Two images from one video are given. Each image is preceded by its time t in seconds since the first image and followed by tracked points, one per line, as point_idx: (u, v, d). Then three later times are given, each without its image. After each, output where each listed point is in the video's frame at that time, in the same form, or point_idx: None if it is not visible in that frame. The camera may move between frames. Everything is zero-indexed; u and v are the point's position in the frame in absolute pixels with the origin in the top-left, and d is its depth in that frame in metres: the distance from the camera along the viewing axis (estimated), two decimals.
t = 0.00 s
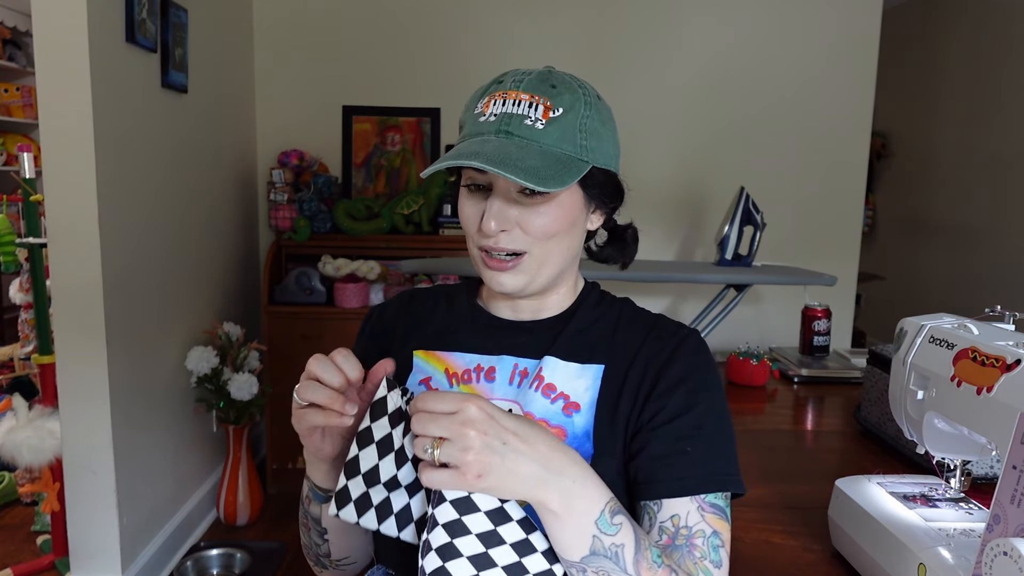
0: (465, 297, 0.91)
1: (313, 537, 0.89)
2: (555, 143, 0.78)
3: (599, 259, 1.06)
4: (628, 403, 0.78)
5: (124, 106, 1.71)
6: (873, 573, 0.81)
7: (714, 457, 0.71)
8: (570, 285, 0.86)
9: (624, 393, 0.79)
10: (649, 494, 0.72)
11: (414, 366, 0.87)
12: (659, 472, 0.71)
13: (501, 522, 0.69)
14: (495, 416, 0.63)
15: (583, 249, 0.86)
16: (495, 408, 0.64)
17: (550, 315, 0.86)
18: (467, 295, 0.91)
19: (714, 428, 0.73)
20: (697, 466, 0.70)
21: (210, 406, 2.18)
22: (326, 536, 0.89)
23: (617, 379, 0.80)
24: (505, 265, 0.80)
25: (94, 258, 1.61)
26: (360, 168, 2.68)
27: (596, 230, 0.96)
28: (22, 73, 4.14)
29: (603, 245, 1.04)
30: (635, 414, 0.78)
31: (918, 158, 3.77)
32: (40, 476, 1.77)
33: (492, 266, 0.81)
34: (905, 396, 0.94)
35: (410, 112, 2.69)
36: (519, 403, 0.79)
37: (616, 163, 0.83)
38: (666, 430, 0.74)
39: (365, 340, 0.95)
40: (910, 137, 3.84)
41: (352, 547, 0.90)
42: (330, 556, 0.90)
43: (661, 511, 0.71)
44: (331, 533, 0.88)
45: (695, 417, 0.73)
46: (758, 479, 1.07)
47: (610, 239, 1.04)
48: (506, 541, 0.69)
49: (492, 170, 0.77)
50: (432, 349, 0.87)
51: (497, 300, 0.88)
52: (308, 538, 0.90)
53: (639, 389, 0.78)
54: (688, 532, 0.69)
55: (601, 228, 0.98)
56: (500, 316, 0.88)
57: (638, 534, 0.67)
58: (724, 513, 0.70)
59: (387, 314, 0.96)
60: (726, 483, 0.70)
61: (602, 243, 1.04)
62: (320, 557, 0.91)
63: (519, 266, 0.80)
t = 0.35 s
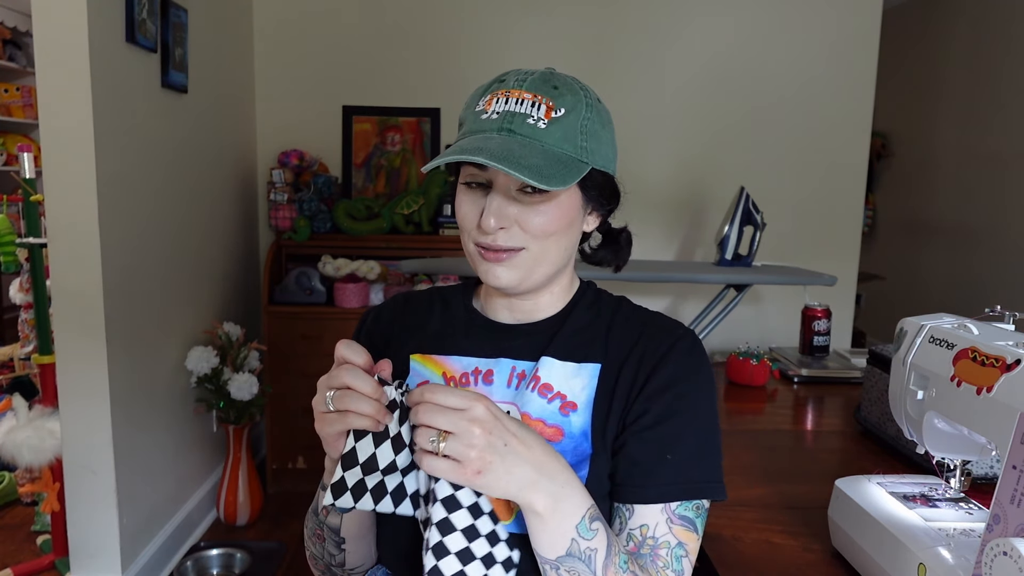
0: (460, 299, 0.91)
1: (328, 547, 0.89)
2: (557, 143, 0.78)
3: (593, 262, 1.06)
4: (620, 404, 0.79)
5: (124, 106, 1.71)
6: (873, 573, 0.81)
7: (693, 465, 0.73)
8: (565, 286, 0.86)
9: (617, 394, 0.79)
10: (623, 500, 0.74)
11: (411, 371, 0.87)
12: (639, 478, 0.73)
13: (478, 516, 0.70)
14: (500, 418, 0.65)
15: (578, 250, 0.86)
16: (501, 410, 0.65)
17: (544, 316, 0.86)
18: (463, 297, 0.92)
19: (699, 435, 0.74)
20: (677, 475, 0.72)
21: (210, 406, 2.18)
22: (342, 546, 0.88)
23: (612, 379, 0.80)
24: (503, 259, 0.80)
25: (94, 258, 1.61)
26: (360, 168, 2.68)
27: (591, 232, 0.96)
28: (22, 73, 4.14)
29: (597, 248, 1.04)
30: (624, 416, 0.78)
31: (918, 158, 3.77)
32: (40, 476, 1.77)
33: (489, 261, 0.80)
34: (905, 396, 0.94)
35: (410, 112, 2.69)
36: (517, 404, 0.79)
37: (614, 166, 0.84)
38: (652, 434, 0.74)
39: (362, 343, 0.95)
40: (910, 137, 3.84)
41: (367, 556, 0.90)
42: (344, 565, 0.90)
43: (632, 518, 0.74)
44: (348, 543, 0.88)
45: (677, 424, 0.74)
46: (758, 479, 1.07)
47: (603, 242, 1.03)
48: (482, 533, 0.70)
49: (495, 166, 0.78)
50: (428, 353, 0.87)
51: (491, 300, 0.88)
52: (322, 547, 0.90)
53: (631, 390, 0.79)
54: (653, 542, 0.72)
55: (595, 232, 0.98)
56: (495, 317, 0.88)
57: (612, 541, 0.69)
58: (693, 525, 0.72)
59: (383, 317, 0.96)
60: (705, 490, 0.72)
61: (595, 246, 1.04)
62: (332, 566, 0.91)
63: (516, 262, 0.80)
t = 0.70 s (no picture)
0: (460, 298, 0.91)
1: (321, 534, 0.89)
2: (564, 133, 0.79)
3: (593, 257, 1.05)
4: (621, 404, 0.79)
5: (123, 106, 1.71)
6: (873, 573, 0.80)
7: (693, 469, 0.74)
8: (568, 283, 0.86)
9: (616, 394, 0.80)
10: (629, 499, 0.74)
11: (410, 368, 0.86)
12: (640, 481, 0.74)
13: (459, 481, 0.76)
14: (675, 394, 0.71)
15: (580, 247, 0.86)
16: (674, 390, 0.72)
17: (547, 313, 0.86)
18: (464, 295, 0.91)
19: (699, 437, 0.76)
20: (676, 477, 0.74)
21: (210, 406, 2.18)
22: (335, 532, 0.89)
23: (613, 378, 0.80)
24: (515, 257, 0.80)
25: (94, 258, 1.61)
26: (360, 168, 2.68)
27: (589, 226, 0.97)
28: (22, 73, 4.14)
29: (595, 242, 1.04)
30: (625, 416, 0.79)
31: (918, 158, 3.77)
32: (40, 476, 1.77)
33: (502, 258, 0.80)
34: (905, 396, 0.94)
35: (410, 112, 2.69)
36: (516, 403, 0.81)
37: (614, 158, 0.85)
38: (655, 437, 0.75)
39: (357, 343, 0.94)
40: (910, 137, 3.84)
41: (359, 544, 0.90)
42: (336, 554, 0.90)
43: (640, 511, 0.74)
44: (340, 526, 0.88)
45: (681, 425, 0.75)
46: (758, 480, 1.07)
47: (602, 237, 1.04)
48: (461, 499, 0.76)
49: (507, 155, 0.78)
50: (428, 350, 0.87)
51: (493, 299, 0.87)
52: (315, 536, 0.90)
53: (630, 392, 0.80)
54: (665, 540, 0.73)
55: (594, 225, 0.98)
56: (497, 316, 0.87)
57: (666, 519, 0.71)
58: (698, 523, 0.75)
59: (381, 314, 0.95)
60: (704, 494, 0.75)
61: (593, 241, 1.04)
62: (326, 558, 0.91)
63: (528, 258, 0.80)
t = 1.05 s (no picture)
0: (475, 291, 0.92)
1: (329, 528, 0.90)
2: (555, 132, 0.79)
3: (606, 247, 1.07)
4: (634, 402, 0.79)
5: (123, 106, 1.71)
6: (873, 572, 0.80)
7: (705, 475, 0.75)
8: (580, 277, 0.86)
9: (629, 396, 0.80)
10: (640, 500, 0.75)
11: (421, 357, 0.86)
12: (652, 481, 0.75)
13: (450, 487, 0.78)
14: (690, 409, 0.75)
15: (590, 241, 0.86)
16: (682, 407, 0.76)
17: (561, 310, 0.86)
18: (479, 288, 0.93)
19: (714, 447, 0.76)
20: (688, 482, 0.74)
21: (210, 406, 2.18)
22: (344, 527, 0.89)
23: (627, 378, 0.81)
24: (525, 258, 0.80)
25: (93, 258, 1.61)
26: (360, 168, 2.68)
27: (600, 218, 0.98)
28: (22, 73, 4.14)
29: (609, 233, 1.05)
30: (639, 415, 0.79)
31: (917, 158, 3.77)
32: (40, 476, 1.77)
33: (513, 262, 0.80)
34: (905, 396, 0.94)
35: (410, 112, 2.69)
36: (528, 398, 0.80)
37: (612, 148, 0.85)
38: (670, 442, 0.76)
39: (372, 330, 0.96)
40: (910, 137, 3.83)
41: (365, 535, 0.92)
42: (343, 545, 0.91)
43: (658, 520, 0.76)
44: (350, 522, 0.89)
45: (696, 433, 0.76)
46: (759, 480, 1.07)
47: (615, 227, 1.05)
48: (453, 503, 0.77)
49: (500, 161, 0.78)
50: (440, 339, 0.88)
51: (508, 298, 0.88)
52: (322, 528, 0.90)
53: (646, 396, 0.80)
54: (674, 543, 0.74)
55: (604, 217, 0.99)
56: (512, 312, 0.88)
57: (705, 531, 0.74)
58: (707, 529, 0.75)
59: (396, 303, 0.96)
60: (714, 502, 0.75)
61: (607, 232, 1.05)
62: (331, 547, 0.92)
63: (538, 258, 0.80)
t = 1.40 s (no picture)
0: (482, 290, 0.92)
1: (329, 535, 0.89)
2: (559, 132, 0.79)
3: (613, 247, 1.07)
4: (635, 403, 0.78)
5: (123, 106, 1.70)
6: (873, 573, 0.80)
7: (706, 477, 0.73)
8: (589, 279, 0.86)
9: (631, 395, 0.79)
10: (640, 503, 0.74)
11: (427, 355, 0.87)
12: (652, 481, 0.73)
13: (444, 494, 0.77)
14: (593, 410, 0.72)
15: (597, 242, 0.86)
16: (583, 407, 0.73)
17: (567, 311, 0.86)
18: (486, 287, 0.93)
19: (714, 450, 0.74)
20: (689, 483, 0.72)
21: (210, 406, 2.18)
22: (343, 534, 0.89)
23: (628, 377, 0.80)
24: (532, 260, 0.80)
25: (93, 258, 1.61)
26: (360, 168, 2.68)
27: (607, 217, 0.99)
28: (22, 73, 4.14)
29: (615, 233, 1.05)
30: (642, 417, 0.78)
31: (918, 158, 3.77)
32: (40, 476, 1.77)
33: (519, 263, 0.80)
34: (905, 396, 0.94)
35: (410, 112, 2.69)
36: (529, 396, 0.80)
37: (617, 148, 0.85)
38: (669, 442, 0.74)
39: (379, 327, 0.96)
40: (910, 137, 3.83)
41: (365, 539, 0.92)
42: (344, 549, 0.91)
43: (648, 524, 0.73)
44: (349, 530, 0.89)
45: (696, 434, 0.74)
46: (759, 480, 1.07)
47: (622, 227, 1.05)
48: (447, 511, 0.76)
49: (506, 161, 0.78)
50: (446, 337, 0.88)
51: (516, 298, 0.88)
52: (322, 535, 0.90)
53: (648, 396, 0.78)
54: (670, 550, 0.72)
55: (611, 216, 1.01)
56: (519, 312, 0.88)
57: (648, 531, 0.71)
58: (706, 534, 0.73)
59: (403, 300, 0.96)
60: (715, 503, 0.73)
61: (614, 232, 1.05)
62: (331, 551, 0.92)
63: (545, 260, 0.80)
